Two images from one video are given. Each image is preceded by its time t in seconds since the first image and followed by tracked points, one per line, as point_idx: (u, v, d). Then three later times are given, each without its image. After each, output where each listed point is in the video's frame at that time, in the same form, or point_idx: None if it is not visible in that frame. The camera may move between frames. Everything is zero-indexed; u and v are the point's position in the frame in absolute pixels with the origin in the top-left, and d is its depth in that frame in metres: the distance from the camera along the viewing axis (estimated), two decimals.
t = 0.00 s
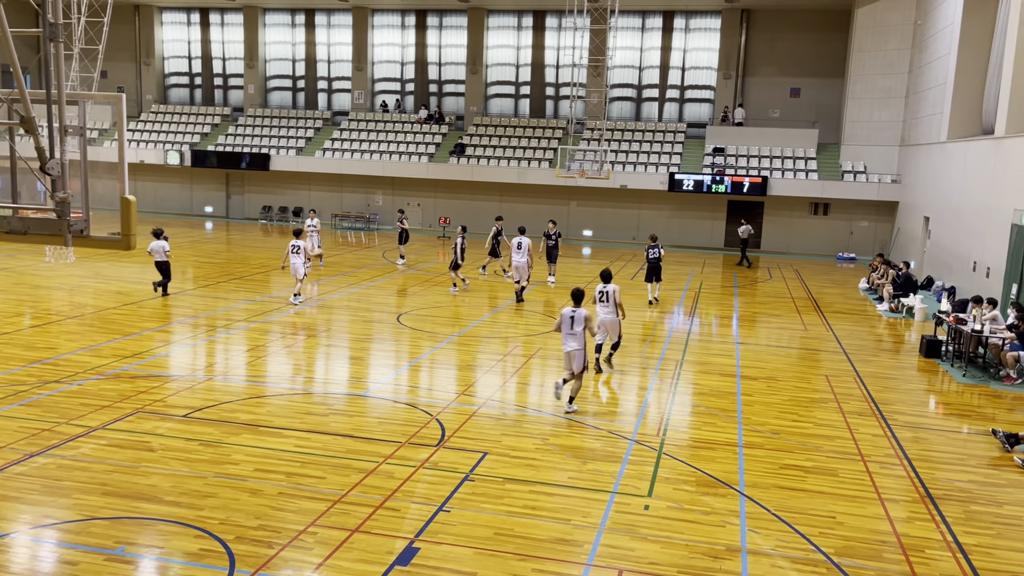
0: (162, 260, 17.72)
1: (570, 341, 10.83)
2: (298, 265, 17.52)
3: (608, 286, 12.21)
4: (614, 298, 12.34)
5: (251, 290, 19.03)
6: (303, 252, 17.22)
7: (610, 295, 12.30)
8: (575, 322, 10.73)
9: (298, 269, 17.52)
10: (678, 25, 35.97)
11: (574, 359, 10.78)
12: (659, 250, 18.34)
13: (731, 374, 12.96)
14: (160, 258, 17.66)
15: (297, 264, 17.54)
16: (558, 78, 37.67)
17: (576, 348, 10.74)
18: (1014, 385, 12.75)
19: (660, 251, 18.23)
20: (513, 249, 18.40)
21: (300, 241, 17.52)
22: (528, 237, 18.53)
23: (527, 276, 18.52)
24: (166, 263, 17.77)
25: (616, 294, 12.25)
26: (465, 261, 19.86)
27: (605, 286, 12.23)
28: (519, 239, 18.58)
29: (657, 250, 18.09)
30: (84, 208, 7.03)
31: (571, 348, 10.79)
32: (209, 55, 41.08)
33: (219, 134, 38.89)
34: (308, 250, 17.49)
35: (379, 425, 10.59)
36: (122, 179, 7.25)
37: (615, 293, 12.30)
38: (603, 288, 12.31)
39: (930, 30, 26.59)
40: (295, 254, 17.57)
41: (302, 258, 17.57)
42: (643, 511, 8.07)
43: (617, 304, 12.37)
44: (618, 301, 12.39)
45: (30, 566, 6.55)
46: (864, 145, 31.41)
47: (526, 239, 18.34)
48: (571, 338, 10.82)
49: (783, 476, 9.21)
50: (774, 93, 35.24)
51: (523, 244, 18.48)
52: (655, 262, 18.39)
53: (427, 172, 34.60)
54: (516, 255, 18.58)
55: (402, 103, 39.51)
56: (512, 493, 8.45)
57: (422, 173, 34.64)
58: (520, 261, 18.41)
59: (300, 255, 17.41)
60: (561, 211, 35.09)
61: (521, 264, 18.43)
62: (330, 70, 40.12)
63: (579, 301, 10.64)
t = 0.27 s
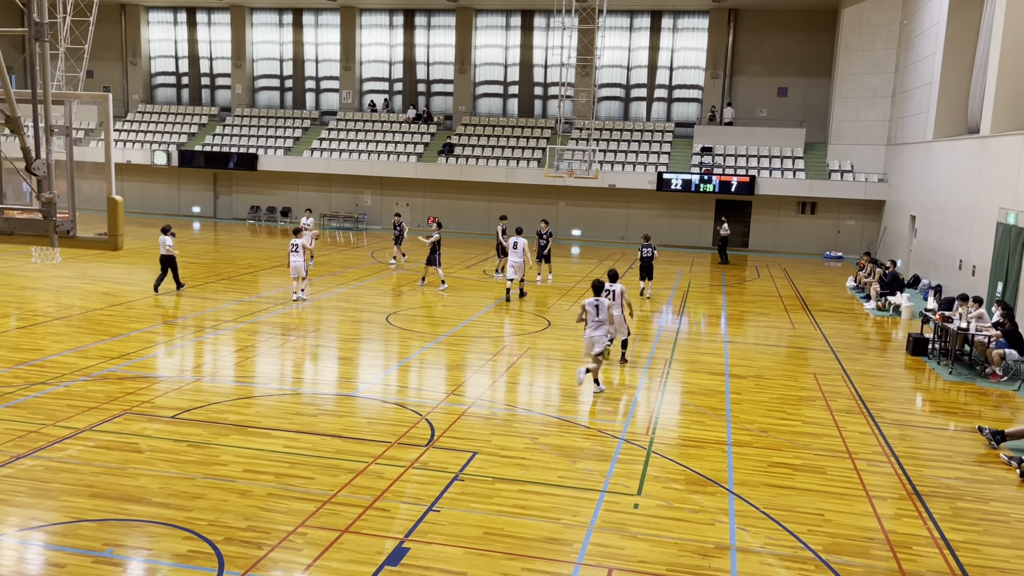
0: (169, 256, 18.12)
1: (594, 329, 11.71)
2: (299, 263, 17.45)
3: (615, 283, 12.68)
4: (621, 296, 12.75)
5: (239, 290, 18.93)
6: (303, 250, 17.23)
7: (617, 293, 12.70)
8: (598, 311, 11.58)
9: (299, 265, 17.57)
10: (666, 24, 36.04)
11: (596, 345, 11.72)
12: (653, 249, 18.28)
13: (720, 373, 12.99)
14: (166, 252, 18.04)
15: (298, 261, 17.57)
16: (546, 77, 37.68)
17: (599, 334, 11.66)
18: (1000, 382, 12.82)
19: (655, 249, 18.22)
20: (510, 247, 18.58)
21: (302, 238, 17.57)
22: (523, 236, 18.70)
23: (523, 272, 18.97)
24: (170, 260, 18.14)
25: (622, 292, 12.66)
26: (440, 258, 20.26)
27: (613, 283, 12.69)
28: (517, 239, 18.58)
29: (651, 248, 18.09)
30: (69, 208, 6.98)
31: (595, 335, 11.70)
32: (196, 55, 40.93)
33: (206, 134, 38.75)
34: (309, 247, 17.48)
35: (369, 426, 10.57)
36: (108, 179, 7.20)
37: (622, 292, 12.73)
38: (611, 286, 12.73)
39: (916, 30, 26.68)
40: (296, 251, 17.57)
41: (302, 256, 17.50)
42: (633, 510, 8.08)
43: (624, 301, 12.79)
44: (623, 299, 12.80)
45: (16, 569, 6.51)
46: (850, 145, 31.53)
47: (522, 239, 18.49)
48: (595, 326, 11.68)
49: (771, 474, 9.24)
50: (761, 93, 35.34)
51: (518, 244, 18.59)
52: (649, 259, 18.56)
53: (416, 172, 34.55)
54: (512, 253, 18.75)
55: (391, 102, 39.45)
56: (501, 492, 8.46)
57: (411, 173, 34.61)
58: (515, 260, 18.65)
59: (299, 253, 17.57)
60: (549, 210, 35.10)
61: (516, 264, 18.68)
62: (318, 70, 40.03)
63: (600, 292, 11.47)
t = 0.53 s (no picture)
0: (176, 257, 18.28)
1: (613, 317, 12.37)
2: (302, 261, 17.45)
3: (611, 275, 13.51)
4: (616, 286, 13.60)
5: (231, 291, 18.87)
6: (307, 250, 17.12)
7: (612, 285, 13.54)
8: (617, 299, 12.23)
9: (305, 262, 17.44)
10: (658, 24, 36.10)
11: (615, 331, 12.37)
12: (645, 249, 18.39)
13: (713, 372, 13.01)
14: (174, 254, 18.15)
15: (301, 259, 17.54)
16: (538, 77, 37.72)
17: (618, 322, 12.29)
18: (991, 380, 12.86)
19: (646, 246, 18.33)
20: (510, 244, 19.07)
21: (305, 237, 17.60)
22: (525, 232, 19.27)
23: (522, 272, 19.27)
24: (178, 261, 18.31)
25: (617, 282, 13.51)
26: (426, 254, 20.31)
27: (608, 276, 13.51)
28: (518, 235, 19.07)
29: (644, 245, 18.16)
30: (61, 208, 6.96)
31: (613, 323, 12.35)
32: (188, 55, 40.83)
33: (198, 135, 38.67)
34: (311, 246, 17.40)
35: (362, 426, 10.56)
36: (99, 180, 7.17)
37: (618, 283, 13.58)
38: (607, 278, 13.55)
39: (907, 30, 26.71)
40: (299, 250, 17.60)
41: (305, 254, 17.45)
42: (627, 509, 8.10)
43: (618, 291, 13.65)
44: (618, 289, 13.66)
45: (8, 571, 6.49)
46: (842, 144, 31.62)
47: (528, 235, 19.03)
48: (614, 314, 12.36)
49: (763, 473, 9.27)
50: (752, 92, 35.42)
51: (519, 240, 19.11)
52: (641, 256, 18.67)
53: (408, 172, 34.53)
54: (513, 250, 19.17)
55: (383, 102, 39.41)
56: (495, 492, 8.46)
57: (404, 172, 34.58)
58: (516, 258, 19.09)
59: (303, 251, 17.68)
60: (542, 210, 35.11)
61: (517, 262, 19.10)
62: (310, 70, 40.01)
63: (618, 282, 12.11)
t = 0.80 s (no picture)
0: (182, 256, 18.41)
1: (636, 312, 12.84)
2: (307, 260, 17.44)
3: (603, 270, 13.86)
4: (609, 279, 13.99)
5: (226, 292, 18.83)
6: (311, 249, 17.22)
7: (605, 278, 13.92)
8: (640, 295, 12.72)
9: (308, 261, 17.27)
10: (653, 24, 36.08)
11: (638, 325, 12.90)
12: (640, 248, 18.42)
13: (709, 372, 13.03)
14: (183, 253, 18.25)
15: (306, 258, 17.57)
16: (533, 77, 37.76)
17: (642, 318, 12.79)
18: (986, 379, 12.87)
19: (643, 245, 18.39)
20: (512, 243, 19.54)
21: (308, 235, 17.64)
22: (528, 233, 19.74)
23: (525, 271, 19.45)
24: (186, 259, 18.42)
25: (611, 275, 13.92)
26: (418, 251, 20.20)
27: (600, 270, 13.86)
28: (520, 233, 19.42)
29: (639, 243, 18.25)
30: (55, 210, 6.94)
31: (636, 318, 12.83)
32: (183, 55, 40.73)
33: (194, 135, 38.62)
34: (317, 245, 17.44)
35: (358, 427, 10.55)
36: (94, 181, 7.18)
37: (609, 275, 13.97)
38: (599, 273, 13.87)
39: (901, 28, 26.75)
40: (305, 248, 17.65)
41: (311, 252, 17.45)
42: (623, 508, 8.10)
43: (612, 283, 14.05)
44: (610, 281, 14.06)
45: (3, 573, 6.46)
46: (837, 143, 31.66)
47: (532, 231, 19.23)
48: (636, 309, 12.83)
49: (758, 472, 9.28)
50: (745, 92, 35.52)
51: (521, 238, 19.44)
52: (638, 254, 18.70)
53: (404, 172, 34.50)
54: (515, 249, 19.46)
55: (379, 103, 39.34)
56: (492, 492, 8.46)
57: (399, 173, 34.56)
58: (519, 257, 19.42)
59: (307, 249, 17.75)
60: (538, 209, 35.11)
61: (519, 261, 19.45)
62: (305, 70, 39.96)
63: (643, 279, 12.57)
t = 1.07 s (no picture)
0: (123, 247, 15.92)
1: (681, 313, 11.19)
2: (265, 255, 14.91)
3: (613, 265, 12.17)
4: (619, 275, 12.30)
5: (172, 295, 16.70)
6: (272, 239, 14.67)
7: (615, 273, 12.23)
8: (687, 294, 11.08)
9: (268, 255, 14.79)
10: None
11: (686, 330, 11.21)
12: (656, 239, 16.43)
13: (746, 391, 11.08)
14: (122, 242, 15.82)
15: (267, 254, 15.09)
16: (535, 35, 35.59)
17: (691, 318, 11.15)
18: None
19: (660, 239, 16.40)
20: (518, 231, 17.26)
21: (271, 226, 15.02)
22: (534, 223, 17.50)
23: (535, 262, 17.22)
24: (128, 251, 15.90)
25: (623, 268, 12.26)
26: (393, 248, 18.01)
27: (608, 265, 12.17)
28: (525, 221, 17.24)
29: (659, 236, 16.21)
30: None
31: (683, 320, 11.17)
32: (109, 9, 38.21)
33: (122, 105, 35.95)
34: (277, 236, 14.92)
35: (323, 457, 8.57)
36: None
37: (620, 271, 12.29)
38: (608, 268, 12.16)
39: None
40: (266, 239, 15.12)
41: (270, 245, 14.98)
42: (648, 554, 6.54)
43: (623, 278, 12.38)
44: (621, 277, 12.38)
45: None
46: (901, 113, 29.60)
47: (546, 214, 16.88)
48: (681, 309, 11.20)
49: (808, 510, 7.49)
50: (792, 51, 32.95)
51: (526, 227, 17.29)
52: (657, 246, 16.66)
53: (380, 150, 32.18)
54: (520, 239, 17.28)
55: (348, 64, 37.35)
56: (487, 536, 6.78)
57: (373, 149, 32.21)
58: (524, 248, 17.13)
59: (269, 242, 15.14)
60: (536, 192, 32.85)
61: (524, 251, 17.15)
62: (257, 25, 37.78)
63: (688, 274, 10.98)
